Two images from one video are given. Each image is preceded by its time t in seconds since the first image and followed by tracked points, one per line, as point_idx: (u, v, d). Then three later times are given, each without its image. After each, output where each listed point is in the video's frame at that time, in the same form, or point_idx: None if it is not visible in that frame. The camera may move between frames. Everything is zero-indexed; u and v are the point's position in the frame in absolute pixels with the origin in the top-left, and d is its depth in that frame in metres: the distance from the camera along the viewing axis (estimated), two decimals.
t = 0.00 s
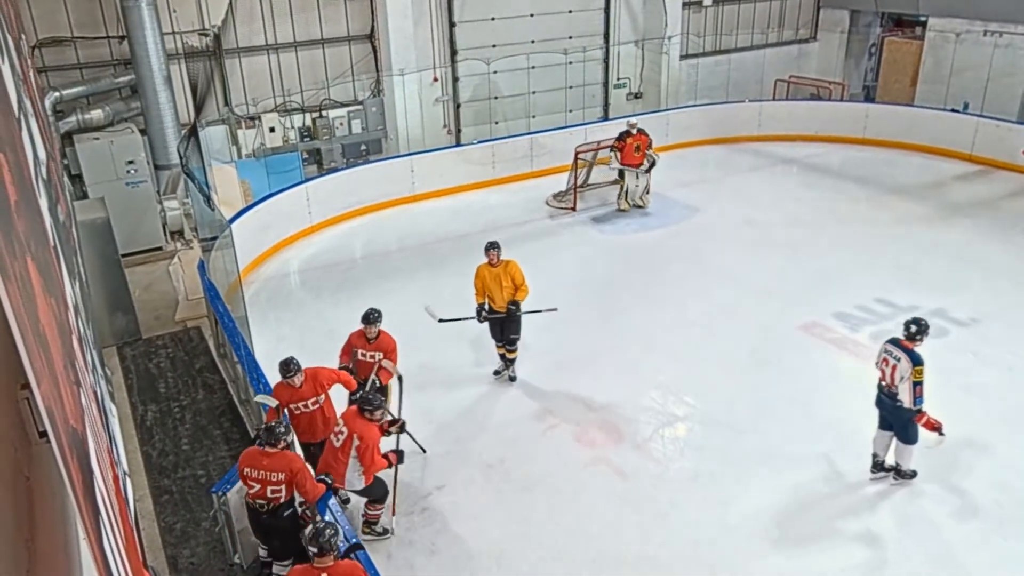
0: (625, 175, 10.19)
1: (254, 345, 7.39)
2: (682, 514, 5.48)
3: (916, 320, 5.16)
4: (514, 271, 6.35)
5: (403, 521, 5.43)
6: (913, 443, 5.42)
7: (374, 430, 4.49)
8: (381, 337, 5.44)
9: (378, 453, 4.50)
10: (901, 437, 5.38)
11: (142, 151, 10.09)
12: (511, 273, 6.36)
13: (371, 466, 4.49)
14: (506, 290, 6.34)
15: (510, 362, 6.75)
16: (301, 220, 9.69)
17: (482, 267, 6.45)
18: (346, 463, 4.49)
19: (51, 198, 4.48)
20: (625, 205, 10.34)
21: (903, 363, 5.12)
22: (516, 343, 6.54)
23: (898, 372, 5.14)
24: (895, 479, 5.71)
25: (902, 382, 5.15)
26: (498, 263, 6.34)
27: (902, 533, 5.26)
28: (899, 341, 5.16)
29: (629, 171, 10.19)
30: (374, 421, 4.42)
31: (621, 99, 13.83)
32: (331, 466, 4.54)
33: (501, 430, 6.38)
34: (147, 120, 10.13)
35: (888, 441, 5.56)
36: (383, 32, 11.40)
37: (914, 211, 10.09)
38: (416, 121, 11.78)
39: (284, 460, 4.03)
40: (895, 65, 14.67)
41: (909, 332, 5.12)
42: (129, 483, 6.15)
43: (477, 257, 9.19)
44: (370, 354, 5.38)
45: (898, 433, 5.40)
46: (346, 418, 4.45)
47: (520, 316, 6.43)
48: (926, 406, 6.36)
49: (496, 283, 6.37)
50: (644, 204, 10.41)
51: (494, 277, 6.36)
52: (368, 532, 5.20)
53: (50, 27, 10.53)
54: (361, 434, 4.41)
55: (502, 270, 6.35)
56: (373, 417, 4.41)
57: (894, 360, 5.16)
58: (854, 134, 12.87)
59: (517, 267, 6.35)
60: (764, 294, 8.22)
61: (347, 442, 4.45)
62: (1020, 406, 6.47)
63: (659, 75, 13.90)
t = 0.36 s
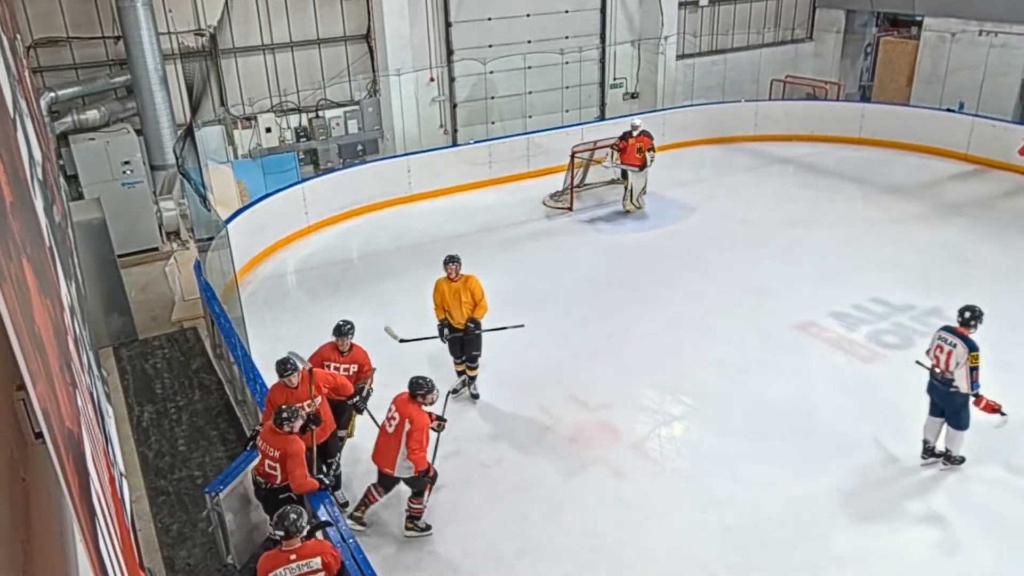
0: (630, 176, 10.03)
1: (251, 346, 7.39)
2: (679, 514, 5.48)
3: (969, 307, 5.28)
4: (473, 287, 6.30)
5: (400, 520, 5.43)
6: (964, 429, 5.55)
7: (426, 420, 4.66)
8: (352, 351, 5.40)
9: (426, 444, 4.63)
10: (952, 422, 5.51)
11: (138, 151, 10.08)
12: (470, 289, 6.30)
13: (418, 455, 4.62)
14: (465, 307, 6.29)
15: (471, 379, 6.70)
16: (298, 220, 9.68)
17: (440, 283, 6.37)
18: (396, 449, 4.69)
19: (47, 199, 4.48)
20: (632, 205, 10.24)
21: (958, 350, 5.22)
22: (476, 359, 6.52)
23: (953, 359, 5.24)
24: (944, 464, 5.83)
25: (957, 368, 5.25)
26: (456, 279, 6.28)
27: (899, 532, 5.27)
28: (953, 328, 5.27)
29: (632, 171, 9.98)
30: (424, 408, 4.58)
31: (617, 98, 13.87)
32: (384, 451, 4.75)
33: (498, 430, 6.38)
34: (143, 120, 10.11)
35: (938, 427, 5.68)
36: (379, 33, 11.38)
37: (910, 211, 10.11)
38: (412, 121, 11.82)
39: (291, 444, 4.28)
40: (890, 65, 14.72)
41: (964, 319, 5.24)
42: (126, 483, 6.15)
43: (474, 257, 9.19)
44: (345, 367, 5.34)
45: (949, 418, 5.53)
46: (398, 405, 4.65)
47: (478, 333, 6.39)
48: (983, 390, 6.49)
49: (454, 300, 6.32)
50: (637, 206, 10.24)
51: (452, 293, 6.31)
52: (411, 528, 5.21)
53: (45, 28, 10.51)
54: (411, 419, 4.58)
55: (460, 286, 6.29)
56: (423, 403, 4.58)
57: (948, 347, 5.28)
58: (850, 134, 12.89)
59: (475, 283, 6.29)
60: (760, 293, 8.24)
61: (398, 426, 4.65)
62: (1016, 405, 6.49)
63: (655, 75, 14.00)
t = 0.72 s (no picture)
0: (609, 181, 9.92)
1: (223, 356, 7.21)
2: (663, 519, 5.38)
3: (997, 294, 5.27)
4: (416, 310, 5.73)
5: (378, 532, 5.28)
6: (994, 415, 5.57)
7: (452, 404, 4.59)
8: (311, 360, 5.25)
9: (455, 427, 4.56)
10: (983, 410, 5.52)
11: (105, 157, 9.83)
12: (412, 313, 5.73)
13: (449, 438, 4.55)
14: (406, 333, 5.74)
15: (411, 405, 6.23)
16: (271, 226, 9.50)
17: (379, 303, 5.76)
18: (426, 436, 4.63)
19: (8, 206, 4.31)
20: (608, 210, 10.12)
21: (990, 337, 5.23)
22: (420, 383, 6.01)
23: (985, 346, 5.25)
24: (974, 451, 5.89)
25: (989, 355, 5.26)
26: (398, 302, 5.70)
27: (886, 535, 5.21)
28: (984, 315, 5.27)
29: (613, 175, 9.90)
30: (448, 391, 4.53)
31: (595, 100, 13.82)
32: (416, 441, 4.69)
33: (478, 438, 6.25)
34: (110, 125, 9.89)
35: (968, 415, 5.70)
36: (353, 34, 11.22)
37: (888, 211, 10.12)
38: (387, 124, 11.67)
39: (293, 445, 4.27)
40: (866, 65, 14.79)
41: (992, 305, 5.23)
42: (94, 499, 5.95)
43: (452, 262, 9.06)
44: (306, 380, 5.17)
45: (979, 406, 5.54)
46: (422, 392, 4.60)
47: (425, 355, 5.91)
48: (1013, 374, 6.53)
49: (394, 324, 5.75)
50: (626, 209, 10.18)
51: (393, 316, 5.74)
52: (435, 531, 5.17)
53: (8, 31, 10.26)
54: (435, 404, 4.52)
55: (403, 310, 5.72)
56: (447, 386, 4.53)
57: (980, 334, 5.28)
58: (827, 135, 12.94)
59: (417, 307, 5.71)
60: (740, 295, 8.19)
61: (425, 414, 4.58)
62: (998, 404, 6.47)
63: (632, 76, 13.88)
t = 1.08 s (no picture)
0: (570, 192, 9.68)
1: (162, 379, 6.79)
2: (629, 538, 5.15)
3: (1006, 284, 5.33)
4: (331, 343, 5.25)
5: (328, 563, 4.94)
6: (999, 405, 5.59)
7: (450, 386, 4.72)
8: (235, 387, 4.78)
9: (455, 407, 4.66)
10: (988, 400, 5.54)
11: (31, 172, 9.29)
12: (328, 346, 5.25)
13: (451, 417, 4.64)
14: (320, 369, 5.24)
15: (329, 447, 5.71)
16: (211, 241, 9.08)
17: (289, 336, 5.28)
18: (428, 420, 4.70)
19: None
20: (565, 221, 9.81)
21: (995, 325, 5.28)
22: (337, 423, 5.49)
23: (991, 334, 5.30)
24: (979, 441, 5.96)
25: (995, 343, 5.31)
26: (309, 335, 5.19)
27: (857, 547, 5.05)
28: (991, 304, 5.32)
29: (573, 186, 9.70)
30: (445, 373, 4.66)
31: (548, 106, 13.63)
32: (419, 431, 4.75)
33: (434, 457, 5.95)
34: (37, 137, 9.39)
35: (972, 404, 5.74)
36: (294, 40, 10.89)
37: (844, 214, 10.08)
38: (332, 132, 11.31)
39: (300, 455, 4.16)
40: (821, 67, 14.87)
41: (1001, 295, 5.29)
42: (24, 536, 5.50)
43: (404, 275, 8.75)
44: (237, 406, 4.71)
45: (984, 395, 5.56)
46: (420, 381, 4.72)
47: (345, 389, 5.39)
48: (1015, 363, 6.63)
49: (306, 360, 5.25)
50: (591, 219, 10.00)
51: (304, 352, 5.23)
52: (432, 529, 5.04)
53: None
54: (435, 387, 4.63)
55: (314, 343, 5.21)
56: (443, 368, 4.67)
57: (985, 322, 5.33)
58: (783, 138, 12.94)
59: (331, 339, 5.23)
60: (699, 302, 8.03)
61: (425, 397, 4.68)
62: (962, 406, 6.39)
63: (585, 81, 13.74)
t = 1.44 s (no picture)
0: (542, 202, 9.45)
1: (112, 399, 6.46)
2: (603, 554, 4.96)
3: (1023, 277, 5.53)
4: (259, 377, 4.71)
5: None
6: (1012, 394, 5.78)
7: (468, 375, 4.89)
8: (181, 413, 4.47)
9: (475, 397, 4.83)
10: (1001, 388, 5.75)
11: None
12: (255, 380, 4.71)
13: (471, 406, 4.81)
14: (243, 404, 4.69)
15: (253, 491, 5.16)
16: (164, 256, 8.76)
17: (210, 370, 4.74)
18: (446, 406, 4.88)
19: None
20: (538, 232, 9.54)
21: (1009, 317, 5.51)
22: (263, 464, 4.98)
23: (1003, 325, 5.53)
24: (993, 431, 6.00)
25: (1006, 334, 5.54)
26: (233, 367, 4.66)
27: (837, 558, 4.91)
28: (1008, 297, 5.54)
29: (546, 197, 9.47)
30: (465, 361, 4.83)
31: (510, 111, 13.42)
32: (435, 414, 4.92)
33: (399, 474, 5.72)
34: None
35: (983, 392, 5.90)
36: (249, 50, 10.71)
37: (812, 218, 10.03)
38: (288, 140, 10.98)
39: (329, 442, 4.12)
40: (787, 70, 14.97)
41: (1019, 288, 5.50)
42: None
43: (366, 286, 8.51)
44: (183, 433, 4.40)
45: (998, 384, 5.78)
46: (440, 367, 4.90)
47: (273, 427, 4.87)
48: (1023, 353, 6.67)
49: (229, 396, 4.69)
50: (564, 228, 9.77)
51: (228, 387, 4.68)
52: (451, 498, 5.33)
53: None
54: (456, 373, 4.82)
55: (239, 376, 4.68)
56: (462, 357, 4.84)
57: (999, 313, 5.55)
58: (750, 142, 12.91)
59: (258, 373, 4.70)
60: (668, 309, 7.89)
61: (444, 385, 4.84)
62: (935, 409, 6.32)
63: (549, 85, 13.59)
